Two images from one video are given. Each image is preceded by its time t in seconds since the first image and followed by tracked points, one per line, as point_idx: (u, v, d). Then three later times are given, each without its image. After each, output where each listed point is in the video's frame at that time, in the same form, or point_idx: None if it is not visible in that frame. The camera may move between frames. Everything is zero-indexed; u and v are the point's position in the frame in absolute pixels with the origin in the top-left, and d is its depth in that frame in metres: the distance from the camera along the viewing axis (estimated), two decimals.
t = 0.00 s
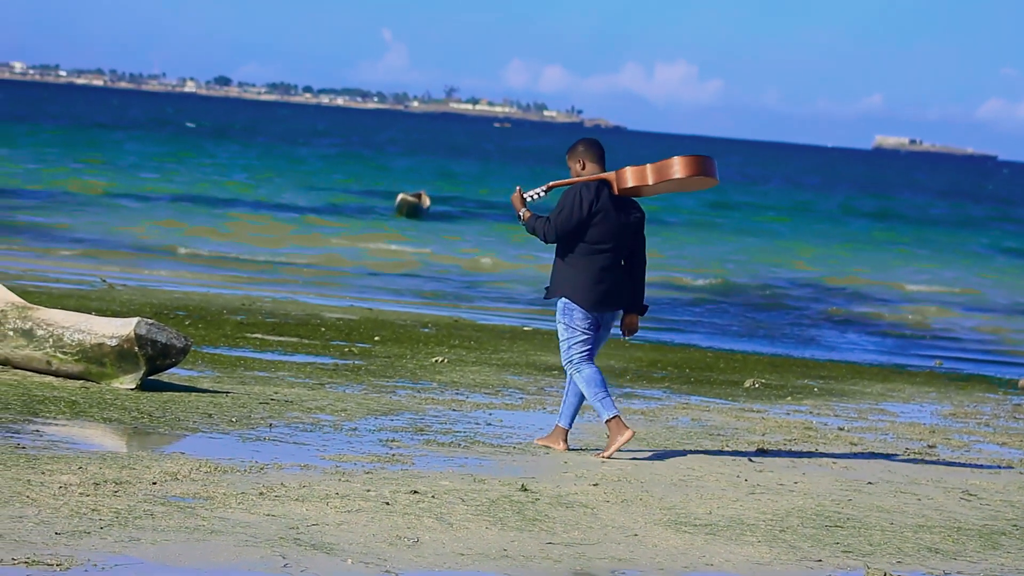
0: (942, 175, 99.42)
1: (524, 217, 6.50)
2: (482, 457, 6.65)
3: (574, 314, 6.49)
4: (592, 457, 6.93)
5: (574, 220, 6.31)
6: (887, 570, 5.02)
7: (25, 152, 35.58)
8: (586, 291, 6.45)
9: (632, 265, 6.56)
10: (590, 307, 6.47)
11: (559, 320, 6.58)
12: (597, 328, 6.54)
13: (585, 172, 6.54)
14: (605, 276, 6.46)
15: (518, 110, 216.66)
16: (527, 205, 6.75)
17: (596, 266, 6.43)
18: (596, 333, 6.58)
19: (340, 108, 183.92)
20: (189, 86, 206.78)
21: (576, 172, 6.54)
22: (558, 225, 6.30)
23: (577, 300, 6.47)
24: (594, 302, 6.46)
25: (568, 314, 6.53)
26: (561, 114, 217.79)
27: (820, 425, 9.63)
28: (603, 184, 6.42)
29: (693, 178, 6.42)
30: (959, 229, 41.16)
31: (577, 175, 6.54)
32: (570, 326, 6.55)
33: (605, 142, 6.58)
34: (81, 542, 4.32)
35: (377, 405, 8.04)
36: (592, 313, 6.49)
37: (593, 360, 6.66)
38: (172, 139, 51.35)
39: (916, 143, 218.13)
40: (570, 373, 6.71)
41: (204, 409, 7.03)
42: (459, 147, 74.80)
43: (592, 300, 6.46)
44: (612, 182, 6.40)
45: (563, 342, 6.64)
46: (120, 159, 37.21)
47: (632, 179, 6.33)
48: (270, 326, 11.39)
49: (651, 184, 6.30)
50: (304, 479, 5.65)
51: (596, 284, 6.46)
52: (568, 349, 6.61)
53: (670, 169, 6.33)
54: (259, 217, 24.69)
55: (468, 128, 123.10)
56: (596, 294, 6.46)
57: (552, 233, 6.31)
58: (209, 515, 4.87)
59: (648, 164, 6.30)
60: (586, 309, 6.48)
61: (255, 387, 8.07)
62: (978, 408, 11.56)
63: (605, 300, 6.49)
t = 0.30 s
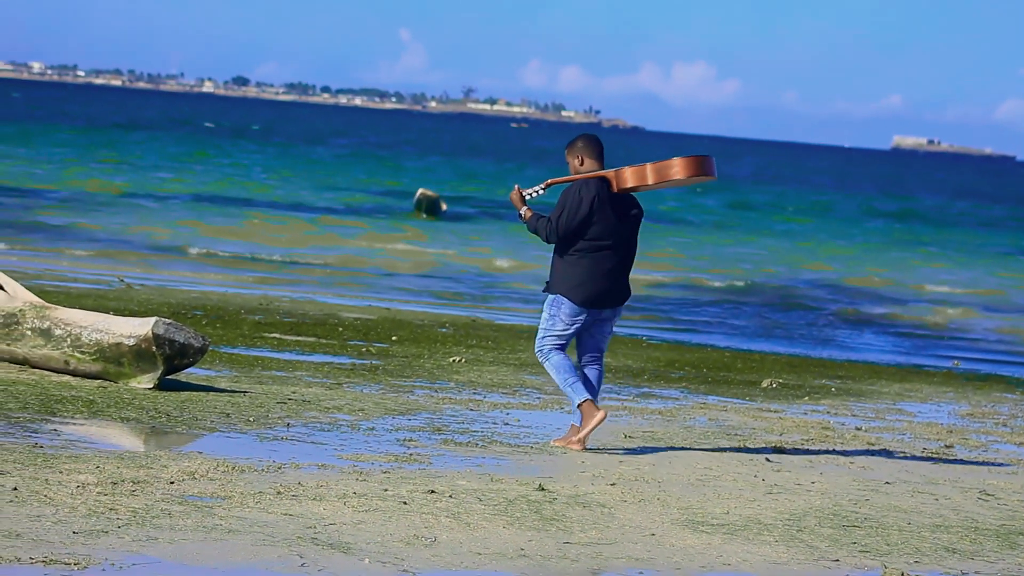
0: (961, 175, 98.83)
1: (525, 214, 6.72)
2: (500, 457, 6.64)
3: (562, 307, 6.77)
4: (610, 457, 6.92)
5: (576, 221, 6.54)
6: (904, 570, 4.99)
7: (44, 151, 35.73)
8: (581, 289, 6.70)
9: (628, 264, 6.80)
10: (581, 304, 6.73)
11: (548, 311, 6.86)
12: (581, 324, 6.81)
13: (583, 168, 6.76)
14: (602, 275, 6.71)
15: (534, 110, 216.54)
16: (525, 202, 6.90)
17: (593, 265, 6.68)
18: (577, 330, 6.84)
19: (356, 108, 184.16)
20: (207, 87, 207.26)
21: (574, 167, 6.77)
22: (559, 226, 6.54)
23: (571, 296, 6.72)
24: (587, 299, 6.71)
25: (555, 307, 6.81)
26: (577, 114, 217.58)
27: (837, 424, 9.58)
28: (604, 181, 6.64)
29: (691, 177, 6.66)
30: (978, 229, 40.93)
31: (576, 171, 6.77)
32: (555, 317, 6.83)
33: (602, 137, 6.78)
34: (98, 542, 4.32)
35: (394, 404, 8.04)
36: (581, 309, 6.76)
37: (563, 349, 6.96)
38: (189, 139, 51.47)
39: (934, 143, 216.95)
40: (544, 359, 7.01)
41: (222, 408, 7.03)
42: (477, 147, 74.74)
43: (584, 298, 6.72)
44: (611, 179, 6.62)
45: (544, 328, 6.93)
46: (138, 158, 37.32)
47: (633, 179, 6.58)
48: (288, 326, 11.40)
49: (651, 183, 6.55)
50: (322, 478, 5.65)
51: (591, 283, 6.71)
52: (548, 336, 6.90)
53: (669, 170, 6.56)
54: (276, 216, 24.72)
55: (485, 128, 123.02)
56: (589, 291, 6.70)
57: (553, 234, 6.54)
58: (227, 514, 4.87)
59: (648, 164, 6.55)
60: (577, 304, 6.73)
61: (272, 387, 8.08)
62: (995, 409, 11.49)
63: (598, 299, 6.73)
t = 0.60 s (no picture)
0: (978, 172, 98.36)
1: (524, 217, 6.71)
2: (516, 455, 6.62)
3: (555, 301, 6.74)
4: (626, 455, 6.89)
5: (576, 220, 6.53)
6: (921, 568, 4.95)
7: (61, 149, 35.87)
8: (577, 287, 6.67)
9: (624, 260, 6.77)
10: (576, 301, 6.70)
11: (541, 304, 6.83)
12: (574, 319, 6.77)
13: (579, 165, 6.77)
14: (598, 272, 6.69)
15: (548, 108, 216.43)
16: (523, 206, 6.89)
17: (591, 263, 6.66)
18: (569, 325, 6.78)
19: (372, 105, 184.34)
20: (222, 85, 207.70)
21: (571, 165, 6.77)
22: (560, 226, 6.52)
23: (565, 292, 6.70)
24: (584, 297, 6.69)
25: (549, 300, 6.77)
26: (592, 111, 217.42)
27: (853, 423, 9.54)
28: (599, 178, 6.67)
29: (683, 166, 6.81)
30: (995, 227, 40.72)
31: (572, 168, 6.78)
32: (548, 311, 6.79)
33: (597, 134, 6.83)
34: (115, 540, 4.32)
35: (411, 402, 8.03)
36: (574, 307, 6.73)
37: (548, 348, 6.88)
38: (204, 136, 51.59)
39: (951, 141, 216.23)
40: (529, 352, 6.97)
41: (238, 406, 7.03)
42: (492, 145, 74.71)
43: (579, 295, 6.69)
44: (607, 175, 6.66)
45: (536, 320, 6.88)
46: (154, 156, 37.42)
47: (629, 172, 6.62)
48: (304, 324, 11.41)
49: (648, 175, 6.62)
50: (338, 477, 5.64)
51: (587, 281, 6.68)
52: (536, 330, 6.86)
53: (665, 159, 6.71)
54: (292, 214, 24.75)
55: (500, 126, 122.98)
56: (586, 289, 6.68)
57: (555, 236, 6.54)
58: (243, 512, 4.86)
59: (644, 156, 6.63)
60: (572, 301, 6.71)
61: (288, 385, 8.08)
62: (1012, 407, 11.41)
63: (594, 296, 6.70)
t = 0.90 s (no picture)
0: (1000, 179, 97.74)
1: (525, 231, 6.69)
2: (538, 461, 6.58)
3: (557, 311, 6.73)
4: (648, 461, 6.85)
5: (579, 231, 6.50)
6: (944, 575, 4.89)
7: (83, 155, 36.04)
8: (580, 296, 6.65)
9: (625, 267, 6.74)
10: (578, 309, 6.69)
11: (543, 313, 6.83)
12: (577, 328, 6.75)
13: (577, 173, 6.75)
14: (600, 279, 6.67)
15: (567, 114, 216.47)
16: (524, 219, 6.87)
17: (593, 271, 6.64)
18: (572, 334, 6.77)
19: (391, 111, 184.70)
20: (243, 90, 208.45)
21: (568, 173, 6.76)
22: (564, 238, 6.50)
23: (568, 301, 6.68)
24: (587, 305, 6.67)
25: (553, 310, 6.76)
26: (611, 117, 217.32)
27: (875, 429, 9.47)
28: (597, 186, 6.60)
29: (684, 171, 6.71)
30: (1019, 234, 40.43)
31: (569, 175, 6.76)
32: (551, 321, 6.79)
33: (593, 141, 6.81)
34: (137, 545, 4.31)
35: (432, 408, 8.01)
36: (576, 316, 6.71)
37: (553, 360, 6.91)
38: (225, 142, 51.75)
39: (973, 147, 214.94)
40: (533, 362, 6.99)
41: (260, 412, 7.02)
42: (512, 151, 74.69)
43: (581, 304, 6.67)
44: (605, 182, 6.59)
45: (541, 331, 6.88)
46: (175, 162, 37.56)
47: (628, 178, 6.54)
48: (326, 330, 11.40)
49: (648, 180, 6.56)
50: (360, 482, 5.62)
51: (590, 289, 6.66)
52: (542, 341, 6.87)
53: (664, 163, 6.62)
54: (313, 220, 24.77)
55: (521, 132, 122.97)
56: (588, 297, 6.66)
57: (560, 247, 6.53)
58: (265, 517, 4.85)
59: (642, 161, 6.56)
60: (575, 310, 6.69)
61: (311, 391, 8.07)
62: None
63: (597, 304, 6.69)
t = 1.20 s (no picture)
0: None
1: (525, 235, 6.64)
2: (562, 466, 6.54)
3: (555, 310, 6.68)
4: (673, 466, 6.80)
5: (578, 235, 6.44)
6: None
7: (109, 160, 36.27)
8: (578, 297, 6.61)
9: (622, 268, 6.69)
10: (579, 308, 6.64)
11: (543, 311, 6.76)
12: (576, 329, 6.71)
13: (575, 175, 6.68)
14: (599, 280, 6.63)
15: (590, 119, 216.34)
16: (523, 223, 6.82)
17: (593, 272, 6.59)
18: (571, 334, 6.73)
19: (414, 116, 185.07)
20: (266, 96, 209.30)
21: (566, 175, 6.69)
22: (564, 242, 6.44)
23: (567, 299, 6.63)
24: (586, 303, 6.63)
25: (550, 310, 6.71)
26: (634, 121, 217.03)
27: (899, 433, 9.38)
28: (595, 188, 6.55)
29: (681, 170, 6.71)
30: None
31: (567, 177, 6.70)
32: (549, 320, 6.73)
33: (591, 142, 6.75)
34: (163, 550, 4.30)
35: (457, 413, 7.98)
36: (574, 316, 6.67)
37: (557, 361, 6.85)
38: (249, 147, 51.93)
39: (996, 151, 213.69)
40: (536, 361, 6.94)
41: (285, 417, 7.01)
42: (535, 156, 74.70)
43: (579, 304, 6.63)
44: (604, 183, 6.55)
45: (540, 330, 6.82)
46: (199, 167, 37.70)
47: (627, 179, 6.52)
48: (351, 335, 11.40)
49: (647, 180, 6.54)
50: (385, 487, 5.59)
51: (590, 289, 6.61)
52: (543, 339, 6.81)
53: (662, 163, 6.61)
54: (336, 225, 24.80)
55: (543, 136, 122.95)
56: (588, 297, 6.62)
57: (561, 251, 6.45)
58: (290, 522, 4.83)
59: (640, 162, 6.55)
60: (575, 309, 6.64)
61: (335, 396, 8.06)
62: None
63: (595, 303, 6.65)
